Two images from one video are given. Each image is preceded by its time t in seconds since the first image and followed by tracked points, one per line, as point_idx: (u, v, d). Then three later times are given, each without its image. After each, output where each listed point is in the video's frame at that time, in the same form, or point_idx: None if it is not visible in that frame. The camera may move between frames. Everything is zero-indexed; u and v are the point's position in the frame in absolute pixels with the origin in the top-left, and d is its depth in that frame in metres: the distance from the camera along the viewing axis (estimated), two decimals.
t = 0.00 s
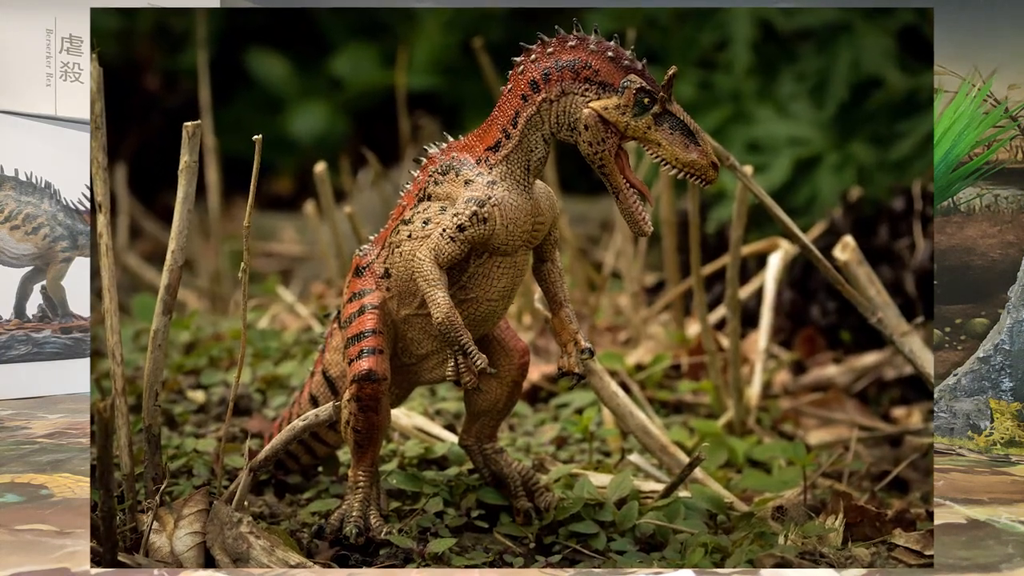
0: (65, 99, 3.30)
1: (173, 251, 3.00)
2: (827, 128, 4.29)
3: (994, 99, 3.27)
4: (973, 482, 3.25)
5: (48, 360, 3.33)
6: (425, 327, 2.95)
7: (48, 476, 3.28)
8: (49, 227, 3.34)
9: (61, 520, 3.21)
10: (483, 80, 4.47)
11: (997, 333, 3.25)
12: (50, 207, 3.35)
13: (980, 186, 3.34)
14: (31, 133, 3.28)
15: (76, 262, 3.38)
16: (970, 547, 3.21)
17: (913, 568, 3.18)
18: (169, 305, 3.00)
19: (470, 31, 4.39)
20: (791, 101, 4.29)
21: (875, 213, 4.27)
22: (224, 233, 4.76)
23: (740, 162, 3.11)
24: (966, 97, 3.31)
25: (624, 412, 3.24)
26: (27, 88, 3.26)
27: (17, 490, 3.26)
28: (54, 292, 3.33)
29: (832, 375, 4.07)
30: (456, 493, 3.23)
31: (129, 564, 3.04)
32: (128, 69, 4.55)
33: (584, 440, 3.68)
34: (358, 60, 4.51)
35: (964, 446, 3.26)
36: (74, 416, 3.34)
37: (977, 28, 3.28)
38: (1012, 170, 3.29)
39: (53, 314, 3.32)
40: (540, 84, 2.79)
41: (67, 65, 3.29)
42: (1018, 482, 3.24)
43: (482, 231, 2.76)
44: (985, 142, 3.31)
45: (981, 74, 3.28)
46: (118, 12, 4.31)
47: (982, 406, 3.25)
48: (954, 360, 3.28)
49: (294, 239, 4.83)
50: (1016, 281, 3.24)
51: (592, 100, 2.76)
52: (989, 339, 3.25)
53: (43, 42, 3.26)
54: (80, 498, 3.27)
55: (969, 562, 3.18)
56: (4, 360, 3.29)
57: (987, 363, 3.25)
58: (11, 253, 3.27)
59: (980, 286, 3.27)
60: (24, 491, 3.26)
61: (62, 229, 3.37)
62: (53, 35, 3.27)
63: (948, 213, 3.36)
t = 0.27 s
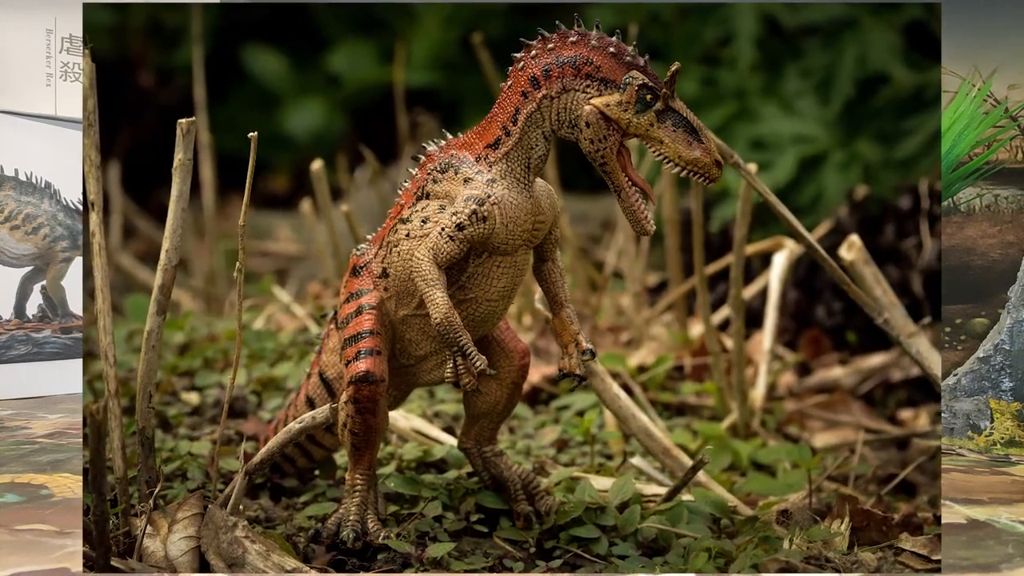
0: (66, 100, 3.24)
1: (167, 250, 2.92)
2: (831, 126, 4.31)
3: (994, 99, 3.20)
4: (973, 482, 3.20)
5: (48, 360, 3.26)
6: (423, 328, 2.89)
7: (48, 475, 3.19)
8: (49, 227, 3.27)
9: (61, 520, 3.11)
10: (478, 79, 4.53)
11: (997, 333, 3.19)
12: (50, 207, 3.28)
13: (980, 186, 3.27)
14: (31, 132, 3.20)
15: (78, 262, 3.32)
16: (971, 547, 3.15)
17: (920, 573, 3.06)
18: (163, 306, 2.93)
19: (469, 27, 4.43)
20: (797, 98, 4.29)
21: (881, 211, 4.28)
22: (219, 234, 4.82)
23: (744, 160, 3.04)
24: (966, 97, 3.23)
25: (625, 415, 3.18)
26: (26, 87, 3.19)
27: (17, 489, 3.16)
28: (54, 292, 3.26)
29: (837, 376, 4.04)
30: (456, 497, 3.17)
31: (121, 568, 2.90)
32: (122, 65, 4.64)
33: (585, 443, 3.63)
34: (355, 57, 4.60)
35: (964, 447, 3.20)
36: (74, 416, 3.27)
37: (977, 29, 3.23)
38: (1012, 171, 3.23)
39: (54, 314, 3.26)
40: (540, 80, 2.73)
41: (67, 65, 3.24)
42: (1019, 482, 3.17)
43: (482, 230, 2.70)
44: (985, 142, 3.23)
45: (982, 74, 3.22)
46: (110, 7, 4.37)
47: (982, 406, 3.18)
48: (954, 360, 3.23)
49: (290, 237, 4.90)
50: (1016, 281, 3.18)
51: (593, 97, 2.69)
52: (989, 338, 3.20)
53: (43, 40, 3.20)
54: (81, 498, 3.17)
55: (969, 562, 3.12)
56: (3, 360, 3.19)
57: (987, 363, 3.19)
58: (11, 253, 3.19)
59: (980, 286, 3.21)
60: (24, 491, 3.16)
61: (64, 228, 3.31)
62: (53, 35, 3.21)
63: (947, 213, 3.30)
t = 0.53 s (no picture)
0: (67, 99, 3.05)
1: (161, 250, 2.85)
2: (837, 124, 4.35)
3: (995, 98, 3.06)
4: (973, 482, 3.00)
5: (47, 360, 2.98)
6: (421, 328, 2.84)
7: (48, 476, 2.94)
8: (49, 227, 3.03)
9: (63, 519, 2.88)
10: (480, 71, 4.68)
11: (997, 333, 3.00)
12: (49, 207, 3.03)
13: (980, 187, 3.12)
14: (31, 132, 2.97)
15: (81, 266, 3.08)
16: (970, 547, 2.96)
17: None
18: (157, 306, 2.87)
19: (467, 23, 4.65)
20: (802, 94, 4.37)
21: (887, 210, 4.21)
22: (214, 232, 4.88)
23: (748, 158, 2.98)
24: (966, 97, 3.10)
25: (627, 417, 3.12)
26: (26, 87, 2.98)
27: (17, 489, 2.91)
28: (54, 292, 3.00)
29: (843, 378, 3.99)
30: (454, 500, 3.11)
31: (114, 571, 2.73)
32: (114, 62, 4.83)
33: (586, 446, 3.57)
34: (352, 52, 4.84)
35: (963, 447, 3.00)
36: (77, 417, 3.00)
37: (978, 29, 3.05)
38: (1012, 171, 3.08)
39: (53, 315, 2.98)
40: (541, 77, 2.67)
41: (67, 65, 3.05)
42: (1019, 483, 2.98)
43: (481, 229, 2.65)
44: (985, 142, 3.10)
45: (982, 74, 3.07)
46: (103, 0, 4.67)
47: (982, 407, 2.99)
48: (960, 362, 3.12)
49: (286, 236, 4.96)
50: (1017, 281, 3.00)
51: (594, 94, 2.64)
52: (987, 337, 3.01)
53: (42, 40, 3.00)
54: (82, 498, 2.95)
55: (967, 562, 2.95)
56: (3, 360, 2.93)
57: (987, 363, 3.00)
58: (10, 253, 2.95)
59: (979, 286, 3.04)
60: (24, 491, 2.92)
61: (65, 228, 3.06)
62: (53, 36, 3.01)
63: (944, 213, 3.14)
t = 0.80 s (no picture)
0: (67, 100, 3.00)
1: (155, 249, 2.78)
2: (843, 121, 4.34)
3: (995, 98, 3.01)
4: (973, 482, 2.94)
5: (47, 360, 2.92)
6: (420, 329, 2.79)
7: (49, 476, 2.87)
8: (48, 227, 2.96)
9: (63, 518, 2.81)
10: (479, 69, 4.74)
11: (997, 333, 2.95)
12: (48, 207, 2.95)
13: (979, 187, 3.06)
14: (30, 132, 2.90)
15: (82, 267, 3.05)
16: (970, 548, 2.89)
17: None
18: (151, 306, 2.79)
19: (466, 19, 4.68)
20: (807, 91, 4.38)
21: (895, 209, 4.20)
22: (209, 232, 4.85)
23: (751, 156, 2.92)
24: (966, 97, 3.04)
25: (629, 419, 3.06)
26: (25, 86, 2.90)
27: (17, 489, 2.84)
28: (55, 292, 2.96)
29: (849, 379, 3.95)
30: (454, 504, 3.05)
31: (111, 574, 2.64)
32: (108, 57, 4.88)
33: (588, 449, 3.51)
34: (349, 47, 4.86)
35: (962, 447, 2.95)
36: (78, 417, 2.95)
37: (977, 29, 3.00)
38: (1012, 171, 3.03)
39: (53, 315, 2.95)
40: (542, 73, 2.62)
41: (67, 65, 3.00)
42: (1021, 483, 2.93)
43: (481, 228, 2.59)
44: (985, 142, 3.04)
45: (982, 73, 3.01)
46: None
47: (981, 407, 2.95)
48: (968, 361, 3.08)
49: (282, 236, 4.94)
50: (1017, 281, 2.94)
51: (596, 91, 2.58)
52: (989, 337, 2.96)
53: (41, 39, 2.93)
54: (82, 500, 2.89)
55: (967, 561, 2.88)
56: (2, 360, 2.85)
57: (987, 363, 2.95)
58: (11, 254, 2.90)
59: (980, 286, 2.97)
60: (24, 491, 2.84)
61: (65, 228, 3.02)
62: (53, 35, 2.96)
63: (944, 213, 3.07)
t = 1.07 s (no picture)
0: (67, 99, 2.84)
1: (149, 249, 2.70)
2: (847, 119, 4.38)
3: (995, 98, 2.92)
4: (972, 481, 2.86)
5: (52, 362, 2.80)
6: (419, 330, 2.73)
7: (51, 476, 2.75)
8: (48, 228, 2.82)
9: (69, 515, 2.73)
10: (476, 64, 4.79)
11: (997, 333, 2.87)
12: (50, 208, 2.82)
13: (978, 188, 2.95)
14: (31, 133, 2.75)
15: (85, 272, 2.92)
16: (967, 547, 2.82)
17: None
18: (145, 307, 2.73)
19: (466, 16, 4.72)
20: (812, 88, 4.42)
21: (901, 208, 4.11)
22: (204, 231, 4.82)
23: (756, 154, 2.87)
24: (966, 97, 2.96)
25: (631, 421, 3.01)
26: (27, 85, 2.74)
27: (18, 489, 2.69)
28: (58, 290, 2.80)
29: (854, 381, 3.91)
30: (453, 507, 2.99)
31: None
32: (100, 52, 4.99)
33: (589, 452, 3.47)
34: (346, 44, 4.94)
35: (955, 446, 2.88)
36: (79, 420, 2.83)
37: (979, 31, 2.89)
38: (1012, 171, 2.94)
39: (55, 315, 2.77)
40: (542, 69, 2.56)
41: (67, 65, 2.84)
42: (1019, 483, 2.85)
43: (480, 227, 2.54)
44: (985, 142, 2.93)
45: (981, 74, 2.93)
46: None
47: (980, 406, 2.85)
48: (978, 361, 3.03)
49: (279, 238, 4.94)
50: (1016, 281, 2.87)
51: (597, 87, 2.52)
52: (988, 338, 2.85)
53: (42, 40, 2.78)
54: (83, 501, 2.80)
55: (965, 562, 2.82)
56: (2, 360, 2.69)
57: (986, 363, 2.87)
58: (10, 254, 2.73)
59: (979, 286, 2.90)
60: (25, 491, 2.70)
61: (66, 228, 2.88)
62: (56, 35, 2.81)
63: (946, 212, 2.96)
